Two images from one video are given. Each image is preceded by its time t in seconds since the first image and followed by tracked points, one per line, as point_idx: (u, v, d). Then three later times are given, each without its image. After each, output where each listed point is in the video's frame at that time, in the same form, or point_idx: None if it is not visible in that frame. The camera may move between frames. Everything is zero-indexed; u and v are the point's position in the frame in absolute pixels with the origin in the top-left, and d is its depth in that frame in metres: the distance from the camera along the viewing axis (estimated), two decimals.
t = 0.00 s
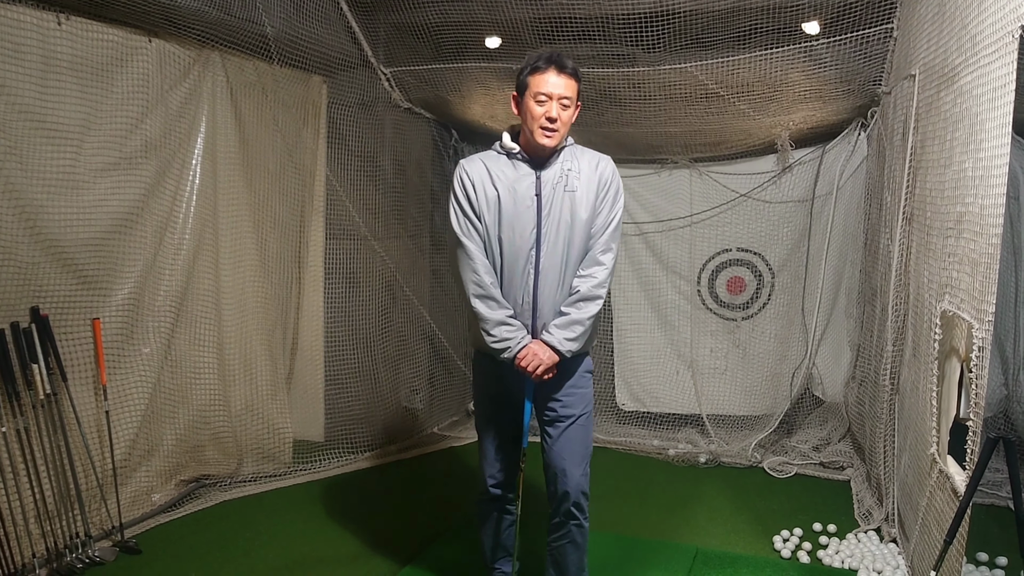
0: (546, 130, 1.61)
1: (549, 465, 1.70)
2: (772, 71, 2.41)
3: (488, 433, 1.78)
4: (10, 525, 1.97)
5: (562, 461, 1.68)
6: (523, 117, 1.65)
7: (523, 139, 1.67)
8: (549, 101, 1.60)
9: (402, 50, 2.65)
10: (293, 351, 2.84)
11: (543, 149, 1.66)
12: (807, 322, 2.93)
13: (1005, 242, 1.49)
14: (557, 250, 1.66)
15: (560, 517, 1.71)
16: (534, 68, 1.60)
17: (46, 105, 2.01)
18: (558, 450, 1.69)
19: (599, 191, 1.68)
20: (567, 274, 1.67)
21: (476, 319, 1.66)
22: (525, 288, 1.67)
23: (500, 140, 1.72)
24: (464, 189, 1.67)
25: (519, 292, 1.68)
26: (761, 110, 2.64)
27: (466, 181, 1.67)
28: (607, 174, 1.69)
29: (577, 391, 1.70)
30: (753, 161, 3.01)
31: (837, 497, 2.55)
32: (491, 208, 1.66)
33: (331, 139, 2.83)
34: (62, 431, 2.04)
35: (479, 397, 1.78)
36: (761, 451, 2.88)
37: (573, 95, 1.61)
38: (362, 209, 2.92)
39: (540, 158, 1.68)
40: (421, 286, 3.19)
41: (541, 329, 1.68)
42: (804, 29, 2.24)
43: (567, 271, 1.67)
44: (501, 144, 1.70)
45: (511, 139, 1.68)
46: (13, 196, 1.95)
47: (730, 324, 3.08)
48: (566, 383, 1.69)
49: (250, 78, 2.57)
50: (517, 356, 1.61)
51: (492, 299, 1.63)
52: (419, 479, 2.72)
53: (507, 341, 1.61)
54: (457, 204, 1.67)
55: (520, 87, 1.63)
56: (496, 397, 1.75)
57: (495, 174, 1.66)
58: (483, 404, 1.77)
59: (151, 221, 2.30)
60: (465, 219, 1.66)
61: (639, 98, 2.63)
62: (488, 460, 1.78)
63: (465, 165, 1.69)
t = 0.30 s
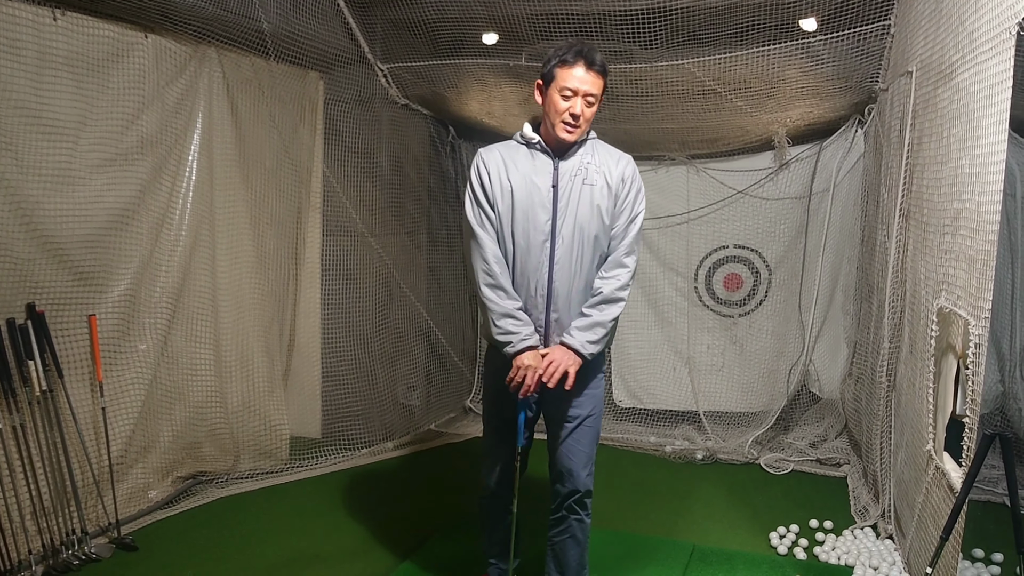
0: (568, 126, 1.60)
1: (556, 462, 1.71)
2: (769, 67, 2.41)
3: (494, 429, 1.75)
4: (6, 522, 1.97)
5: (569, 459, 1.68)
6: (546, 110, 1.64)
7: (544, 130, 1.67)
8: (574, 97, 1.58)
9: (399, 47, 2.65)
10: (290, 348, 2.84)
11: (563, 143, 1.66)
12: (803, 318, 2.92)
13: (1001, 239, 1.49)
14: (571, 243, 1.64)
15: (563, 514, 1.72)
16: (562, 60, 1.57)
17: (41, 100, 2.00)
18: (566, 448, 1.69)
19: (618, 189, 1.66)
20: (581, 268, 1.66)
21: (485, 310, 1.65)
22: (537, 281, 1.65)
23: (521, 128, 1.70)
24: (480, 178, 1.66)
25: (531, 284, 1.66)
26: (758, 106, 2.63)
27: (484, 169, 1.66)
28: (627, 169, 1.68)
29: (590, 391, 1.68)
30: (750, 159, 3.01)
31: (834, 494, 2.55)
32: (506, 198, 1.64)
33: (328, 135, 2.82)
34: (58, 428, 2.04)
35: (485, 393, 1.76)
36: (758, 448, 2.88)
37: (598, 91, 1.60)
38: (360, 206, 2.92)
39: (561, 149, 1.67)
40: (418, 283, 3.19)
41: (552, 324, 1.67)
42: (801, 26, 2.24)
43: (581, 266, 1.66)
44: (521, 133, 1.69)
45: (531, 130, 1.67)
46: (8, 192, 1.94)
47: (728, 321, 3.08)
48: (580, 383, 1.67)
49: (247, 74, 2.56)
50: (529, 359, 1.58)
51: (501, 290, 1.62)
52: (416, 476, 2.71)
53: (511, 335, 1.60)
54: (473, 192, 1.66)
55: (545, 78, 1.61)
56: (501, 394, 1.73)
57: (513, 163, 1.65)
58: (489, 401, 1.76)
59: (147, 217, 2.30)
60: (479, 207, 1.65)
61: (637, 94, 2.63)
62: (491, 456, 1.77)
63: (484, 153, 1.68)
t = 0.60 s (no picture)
0: (584, 127, 1.60)
1: (558, 461, 1.71)
2: (766, 66, 2.41)
3: (495, 431, 1.73)
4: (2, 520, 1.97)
5: (571, 458, 1.68)
6: (562, 108, 1.63)
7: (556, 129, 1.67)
8: (592, 98, 1.58)
9: (396, 45, 2.64)
10: (286, 346, 2.84)
11: (576, 142, 1.66)
12: (800, 318, 2.93)
13: (997, 238, 1.50)
14: (584, 242, 1.63)
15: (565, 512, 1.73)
16: (581, 60, 1.57)
17: (38, 98, 2.00)
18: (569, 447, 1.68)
19: (631, 188, 1.67)
20: (590, 268, 1.64)
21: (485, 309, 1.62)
22: (548, 281, 1.63)
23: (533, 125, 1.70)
24: (487, 176, 1.65)
25: (537, 283, 1.64)
26: (755, 105, 2.64)
27: (491, 167, 1.65)
28: (637, 170, 1.69)
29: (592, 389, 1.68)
30: (746, 158, 3.01)
31: (830, 492, 2.56)
32: (513, 195, 1.63)
33: (325, 133, 2.82)
34: (54, 426, 2.03)
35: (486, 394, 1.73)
36: (754, 446, 2.89)
37: (615, 93, 1.60)
38: (357, 204, 2.92)
39: (572, 148, 1.67)
40: (415, 281, 3.18)
41: (561, 324, 1.62)
42: (799, 25, 2.24)
43: (590, 265, 1.64)
44: (531, 131, 1.69)
45: (542, 128, 1.68)
46: (4, 189, 1.93)
47: (724, 320, 3.08)
48: (580, 381, 1.67)
49: (243, 72, 2.56)
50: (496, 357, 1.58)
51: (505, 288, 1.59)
52: (413, 474, 2.72)
53: (497, 340, 1.58)
54: (478, 190, 1.64)
55: (562, 77, 1.60)
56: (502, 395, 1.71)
57: (521, 161, 1.65)
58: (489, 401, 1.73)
59: (143, 215, 2.30)
60: (486, 206, 1.63)
61: (634, 93, 2.62)
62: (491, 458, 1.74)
63: (492, 151, 1.67)
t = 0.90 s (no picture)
0: (588, 133, 1.60)
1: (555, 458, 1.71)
2: (763, 65, 2.41)
3: (496, 439, 1.66)
4: None
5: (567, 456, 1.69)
6: (566, 114, 1.61)
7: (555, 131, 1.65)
8: (599, 104, 1.57)
9: (394, 43, 2.64)
10: (283, 344, 2.84)
11: (575, 147, 1.66)
12: (796, 317, 2.93)
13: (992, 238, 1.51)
14: (585, 246, 1.66)
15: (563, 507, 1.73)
16: (591, 66, 1.55)
17: (34, 96, 1.99)
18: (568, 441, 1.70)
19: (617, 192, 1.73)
20: (587, 271, 1.68)
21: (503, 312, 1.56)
22: (555, 285, 1.64)
23: (530, 128, 1.66)
24: (492, 176, 1.58)
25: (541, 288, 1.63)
26: (752, 105, 2.64)
27: (496, 169, 1.58)
28: (621, 174, 1.75)
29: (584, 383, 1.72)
30: (743, 157, 3.01)
31: (825, 491, 2.56)
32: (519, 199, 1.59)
33: (321, 131, 2.82)
34: (51, 424, 2.03)
35: (485, 401, 1.68)
36: (750, 446, 2.89)
37: (618, 100, 1.61)
38: (353, 203, 2.91)
39: (568, 151, 1.67)
40: (411, 279, 3.18)
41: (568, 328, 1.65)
42: (796, 25, 2.25)
43: (588, 269, 1.68)
44: (527, 131, 1.66)
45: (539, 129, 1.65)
46: None
47: (721, 319, 3.09)
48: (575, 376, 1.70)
49: (240, 70, 2.56)
50: (553, 344, 1.54)
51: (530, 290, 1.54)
52: (409, 472, 2.72)
53: (547, 334, 1.54)
54: (483, 192, 1.57)
55: (568, 80, 1.58)
56: (504, 401, 1.66)
57: (525, 164, 1.60)
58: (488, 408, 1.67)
59: (140, 213, 2.29)
60: (494, 209, 1.57)
61: (631, 92, 2.62)
62: (489, 469, 1.66)
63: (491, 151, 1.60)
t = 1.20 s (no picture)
0: (576, 149, 1.69)
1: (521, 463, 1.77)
2: (758, 65, 2.41)
3: (474, 448, 1.70)
4: None
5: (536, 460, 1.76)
6: (557, 131, 1.66)
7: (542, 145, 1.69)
8: (591, 123, 1.65)
9: (388, 43, 2.64)
10: (278, 344, 2.84)
11: (557, 158, 1.73)
12: (791, 316, 2.94)
13: (986, 237, 1.51)
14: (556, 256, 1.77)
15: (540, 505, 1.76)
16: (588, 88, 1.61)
17: (28, 96, 1.98)
18: (539, 443, 1.76)
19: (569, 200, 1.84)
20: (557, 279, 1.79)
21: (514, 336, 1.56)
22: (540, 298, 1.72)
23: (518, 143, 1.65)
24: (507, 200, 1.53)
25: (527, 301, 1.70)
26: (747, 104, 2.64)
27: (509, 196, 1.53)
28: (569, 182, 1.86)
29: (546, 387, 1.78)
30: (737, 156, 3.01)
31: (821, 491, 2.56)
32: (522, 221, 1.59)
33: (316, 131, 2.82)
34: (46, 424, 2.03)
35: (461, 412, 1.71)
36: (745, 445, 2.90)
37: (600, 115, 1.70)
38: (349, 203, 2.91)
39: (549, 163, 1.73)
40: (407, 279, 3.18)
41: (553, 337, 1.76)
42: (790, 24, 2.29)
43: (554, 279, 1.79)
44: (517, 147, 1.64)
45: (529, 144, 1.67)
46: None
47: (716, 318, 3.09)
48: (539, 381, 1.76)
49: (235, 70, 2.55)
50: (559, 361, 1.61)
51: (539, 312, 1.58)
52: (405, 472, 2.71)
53: (557, 352, 1.60)
54: (500, 221, 1.51)
55: (565, 100, 1.61)
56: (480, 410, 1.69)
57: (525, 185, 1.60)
58: (465, 418, 1.70)
59: (134, 213, 2.29)
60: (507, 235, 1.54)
61: (626, 92, 2.62)
62: (467, 477, 1.70)
63: (499, 175, 1.54)
